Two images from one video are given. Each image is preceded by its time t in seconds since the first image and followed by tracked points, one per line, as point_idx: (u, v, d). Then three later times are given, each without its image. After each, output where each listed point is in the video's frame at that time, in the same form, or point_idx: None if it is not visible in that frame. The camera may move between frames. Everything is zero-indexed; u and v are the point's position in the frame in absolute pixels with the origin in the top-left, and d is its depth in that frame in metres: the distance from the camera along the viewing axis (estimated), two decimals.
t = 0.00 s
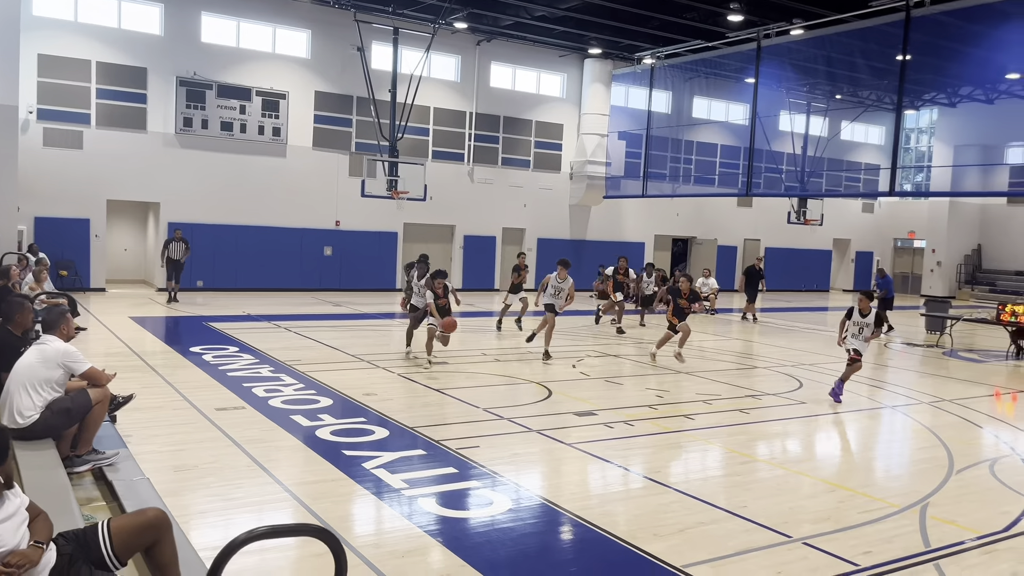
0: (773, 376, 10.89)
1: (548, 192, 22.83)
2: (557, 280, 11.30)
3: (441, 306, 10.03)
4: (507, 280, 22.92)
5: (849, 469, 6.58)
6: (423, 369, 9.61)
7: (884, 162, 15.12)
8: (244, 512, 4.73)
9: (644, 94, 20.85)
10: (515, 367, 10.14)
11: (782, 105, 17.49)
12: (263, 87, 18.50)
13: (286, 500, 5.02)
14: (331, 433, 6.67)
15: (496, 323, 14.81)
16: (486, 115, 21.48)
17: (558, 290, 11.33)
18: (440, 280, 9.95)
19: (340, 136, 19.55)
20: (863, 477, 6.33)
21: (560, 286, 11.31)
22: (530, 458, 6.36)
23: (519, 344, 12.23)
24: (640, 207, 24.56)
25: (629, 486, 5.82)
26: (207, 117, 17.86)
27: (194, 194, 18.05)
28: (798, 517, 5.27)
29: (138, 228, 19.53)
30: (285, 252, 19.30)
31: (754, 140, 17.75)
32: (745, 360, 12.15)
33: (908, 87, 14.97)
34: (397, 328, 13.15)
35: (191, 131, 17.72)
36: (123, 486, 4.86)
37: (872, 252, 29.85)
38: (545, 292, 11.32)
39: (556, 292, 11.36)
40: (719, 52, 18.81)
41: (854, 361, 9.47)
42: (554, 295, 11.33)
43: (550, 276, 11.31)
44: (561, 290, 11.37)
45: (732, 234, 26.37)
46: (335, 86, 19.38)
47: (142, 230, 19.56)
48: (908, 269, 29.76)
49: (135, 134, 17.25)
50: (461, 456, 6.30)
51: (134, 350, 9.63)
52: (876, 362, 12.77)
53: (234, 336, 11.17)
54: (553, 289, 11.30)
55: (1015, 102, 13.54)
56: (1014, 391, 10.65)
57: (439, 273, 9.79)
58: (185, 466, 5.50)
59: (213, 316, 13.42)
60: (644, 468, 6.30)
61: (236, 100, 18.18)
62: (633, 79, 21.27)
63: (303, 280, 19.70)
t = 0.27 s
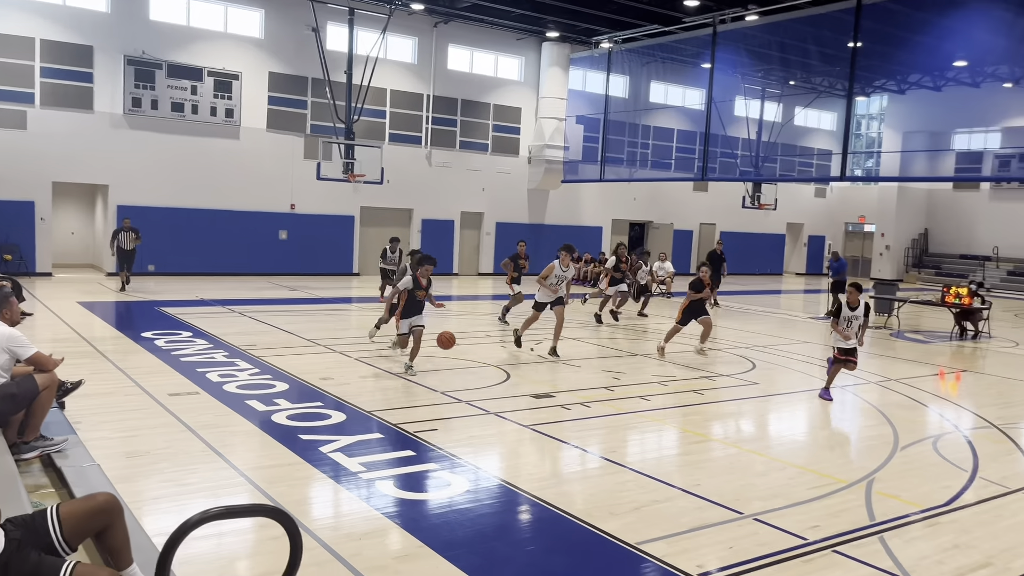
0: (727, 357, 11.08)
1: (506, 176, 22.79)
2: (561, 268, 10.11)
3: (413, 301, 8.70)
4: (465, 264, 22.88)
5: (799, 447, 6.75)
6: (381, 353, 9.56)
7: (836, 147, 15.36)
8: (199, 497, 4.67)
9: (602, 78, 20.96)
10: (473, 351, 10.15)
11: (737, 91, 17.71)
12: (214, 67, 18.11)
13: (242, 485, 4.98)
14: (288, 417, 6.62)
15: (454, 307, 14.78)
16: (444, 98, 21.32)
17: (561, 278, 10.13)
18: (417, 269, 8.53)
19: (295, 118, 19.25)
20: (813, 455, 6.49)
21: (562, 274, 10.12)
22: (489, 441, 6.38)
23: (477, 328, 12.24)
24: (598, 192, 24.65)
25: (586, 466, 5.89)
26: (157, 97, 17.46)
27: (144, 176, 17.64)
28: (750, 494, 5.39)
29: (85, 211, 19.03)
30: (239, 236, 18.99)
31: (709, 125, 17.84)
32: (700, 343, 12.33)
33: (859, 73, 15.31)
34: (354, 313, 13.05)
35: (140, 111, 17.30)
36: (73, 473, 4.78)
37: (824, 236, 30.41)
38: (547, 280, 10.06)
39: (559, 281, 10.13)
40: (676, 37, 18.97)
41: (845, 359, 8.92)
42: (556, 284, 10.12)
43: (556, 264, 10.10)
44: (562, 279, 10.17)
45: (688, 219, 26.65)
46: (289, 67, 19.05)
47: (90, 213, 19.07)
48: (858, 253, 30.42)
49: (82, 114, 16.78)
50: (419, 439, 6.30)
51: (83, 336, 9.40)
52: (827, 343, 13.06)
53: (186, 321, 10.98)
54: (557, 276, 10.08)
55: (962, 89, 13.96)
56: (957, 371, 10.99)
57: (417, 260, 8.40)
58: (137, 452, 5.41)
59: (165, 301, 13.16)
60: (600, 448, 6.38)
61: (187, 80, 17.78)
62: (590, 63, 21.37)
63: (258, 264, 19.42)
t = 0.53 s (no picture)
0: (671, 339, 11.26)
1: (453, 159, 22.66)
2: (555, 259, 9.97)
3: (375, 300, 7.22)
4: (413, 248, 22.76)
5: (737, 426, 6.92)
6: (326, 339, 9.48)
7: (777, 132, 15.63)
8: (136, 486, 4.59)
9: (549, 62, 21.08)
10: (419, 335, 10.13)
11: (682, 74, 17.90)
12: (151, 46, 17.61)
13: (180, 473, 4.90)
14: (229, 404, 6.53)
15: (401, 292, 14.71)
16: (389, 80, 21.09)
17: (552, 268, 9.97)
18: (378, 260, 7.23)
19: (236, 100, 18.86)
20: (750, 433, 6.66)
21: (553, 264, 9.96)
22: (433, 424, 6.39)
23: (424, 313, 12.21)
24: (545, 175, 24.70)
25: (529, 447, 5.95)
26: (90, 77, 16.93)
27: (78, 158, 17.10)
28: (688, 471, 5.51)
29: (15, 195, 18.37)
30: (180, 220, 18.57)
31: (654, 109, 17.92)
32: (645, 324, 12.50)
33: (799, 59, 15.70)
34: (298, 298, 12.88)
35: (72, 90, 16.77)
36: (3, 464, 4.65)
37: (767, 219, 30.99)
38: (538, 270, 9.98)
39: (551, 271, 10.00)
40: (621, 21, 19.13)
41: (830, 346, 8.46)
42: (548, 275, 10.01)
43: (548, 253, 10.04)
44: (554, 272, 10.00)
45: (634, 202, 26.90)
46: (229, 47, 18.62)
47: (20, 196, 18.41)
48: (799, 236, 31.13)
49: (10, 94, 16.17)
50: (363, 424, 6.28)
51: (13, 324, 9.10)
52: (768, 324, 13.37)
53: (123, 308, 10.71)
54: (548, 267, 9.98)
55: (897, 76, 14.65)
56: (891, 349, 11.36)
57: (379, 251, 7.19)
58: (71, 441, 5.28)
59: (101, 288, 12.82)
60: (544, 430, 6.45)
61: (122, 59, 17.27)
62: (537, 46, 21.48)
63: (200, 249, 19.02)
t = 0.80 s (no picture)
0: (597, 317, 11.45)
1: (381, 140, 22.40)
2: (542, 247, 8.36)
3: (343, 295, 6.28)
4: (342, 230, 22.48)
5: (657, 399, 7.11)
6: (250, 322, 9.31)
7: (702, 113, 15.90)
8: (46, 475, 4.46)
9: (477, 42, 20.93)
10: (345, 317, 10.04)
11: (610, 57, 18.16)
12: (59, 22, 16.87)
13: (94, 460, 4.79)
14: (146, 390, 6.37)
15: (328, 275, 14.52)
16: (314, 58, 20.68)
17: (541, 260, 8.40)
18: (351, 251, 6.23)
19: (153, 78, 18.26)
20: (670, 406, 6.87)
21: (541, 256, 8.37)
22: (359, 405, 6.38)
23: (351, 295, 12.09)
24: (475, 156, 24.64)
25: (455, 425, 6.00)
26: None
27: None
28: (609, 443, 5.65)
29: None
30: (96, 203, 17.93)
31: (581, 89, 18.01)
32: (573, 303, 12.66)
33: (722, 41, 16.10)
34: (221, 282, 12.59)
35: None
36: None
37: (693, 199, 31.60)
38: (527, 266, 8.40)
39: (542, 263, 8.42)
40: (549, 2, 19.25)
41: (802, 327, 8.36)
42: (536, 268, 8.43)
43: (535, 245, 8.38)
44: (545, 264, 8.42)
45: (564, 183, 27.08)
46: (145, 23, 18.00)
47: None
48: (725, 215, 31.87)
49: None
50: (285, 406, 6.23)
51: None
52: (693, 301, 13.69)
53: (34, 294, 10.30)
54: (538, 260, 8.40)
55: (816, 58, 15.22)
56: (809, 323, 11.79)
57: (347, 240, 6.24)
58: None
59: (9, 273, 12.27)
60: (469, 408, 6.50)
61: (28, 35, 16.52)
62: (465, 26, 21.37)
63: (119, 233, 18.41)
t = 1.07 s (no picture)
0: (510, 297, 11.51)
1: (287, 120, 21.82)
2: (540, 235, 7.54)
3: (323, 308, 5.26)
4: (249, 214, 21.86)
5: (566, 376, 7.23)
6: (150, 310, 8.97)
7: (612, 94, 16.11)
8: None
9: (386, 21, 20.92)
10: (252, 303, 9.79)
11: (520, 38, 18.30)
12: None
13: None
14: (36, 382, 6.08)
15: (235, 260, 14.12)
16: (214, 36, 20.00)
17: (540, 248, 7.54)
18: (329, 251, 5.16)
19: (40, 54, 17.32)
20: (579, 383, 7.00)
21: (541, 243, 7.52)
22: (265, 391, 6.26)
23: (259, 280, 11.80)
24: (386, 137, 24.30)
25: (363, 408, 5.96)
26: None
27: None
28: (518, 421, 5.73)
29: None
30: None
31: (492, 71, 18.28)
32: (486, 284, 12.70)
33: (628, 23, 16.40)
34: (119, 269, 12.08)
35: None
36: None
37: (605, 180, 32.03)
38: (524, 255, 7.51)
39: (540, 251, 7.55)
40: None
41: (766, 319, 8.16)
42: (535, 258, 7.55)
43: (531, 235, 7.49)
44: (546, 252, 7.57)
45: (477, 164, 27.02)
46: None
47: None
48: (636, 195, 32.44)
49: None
50: (187, 395, 6.05)
51: None
52: (604, 280, 13.93)
53: None
54: (536, 247, 7.54)
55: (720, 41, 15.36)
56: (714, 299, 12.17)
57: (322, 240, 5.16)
58: None
59: None
60: (379, 391, 6.46)
61: None
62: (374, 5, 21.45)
63: (6, 220, 17.40)
